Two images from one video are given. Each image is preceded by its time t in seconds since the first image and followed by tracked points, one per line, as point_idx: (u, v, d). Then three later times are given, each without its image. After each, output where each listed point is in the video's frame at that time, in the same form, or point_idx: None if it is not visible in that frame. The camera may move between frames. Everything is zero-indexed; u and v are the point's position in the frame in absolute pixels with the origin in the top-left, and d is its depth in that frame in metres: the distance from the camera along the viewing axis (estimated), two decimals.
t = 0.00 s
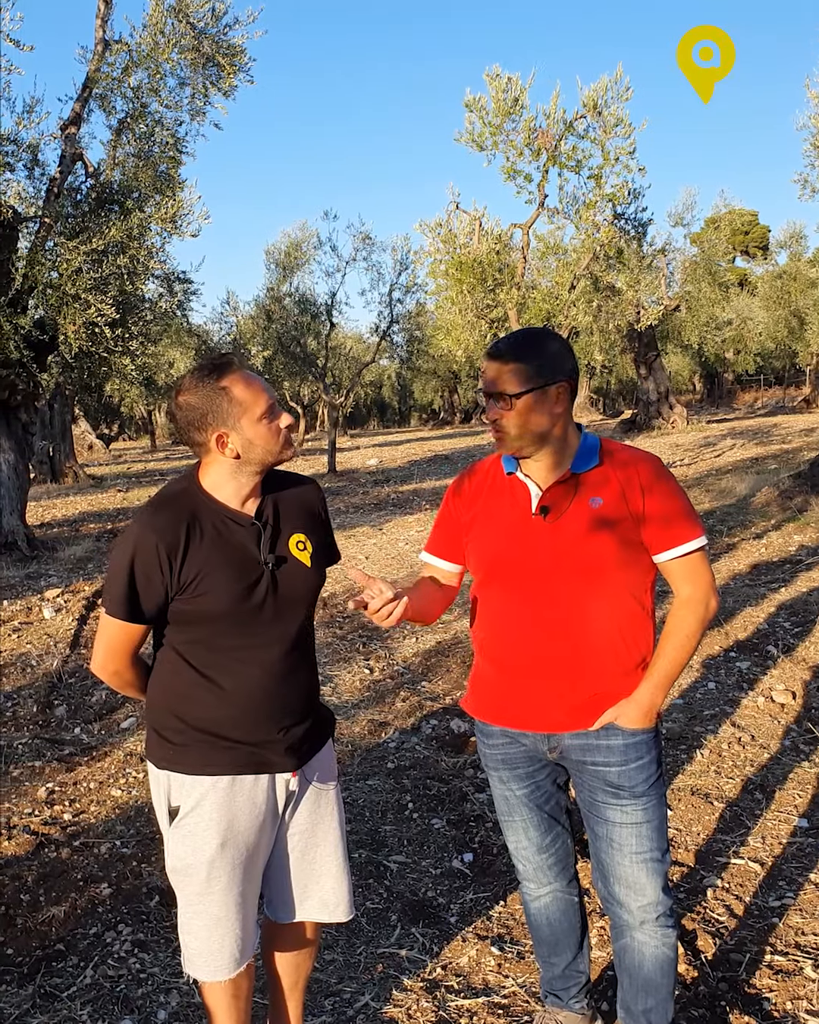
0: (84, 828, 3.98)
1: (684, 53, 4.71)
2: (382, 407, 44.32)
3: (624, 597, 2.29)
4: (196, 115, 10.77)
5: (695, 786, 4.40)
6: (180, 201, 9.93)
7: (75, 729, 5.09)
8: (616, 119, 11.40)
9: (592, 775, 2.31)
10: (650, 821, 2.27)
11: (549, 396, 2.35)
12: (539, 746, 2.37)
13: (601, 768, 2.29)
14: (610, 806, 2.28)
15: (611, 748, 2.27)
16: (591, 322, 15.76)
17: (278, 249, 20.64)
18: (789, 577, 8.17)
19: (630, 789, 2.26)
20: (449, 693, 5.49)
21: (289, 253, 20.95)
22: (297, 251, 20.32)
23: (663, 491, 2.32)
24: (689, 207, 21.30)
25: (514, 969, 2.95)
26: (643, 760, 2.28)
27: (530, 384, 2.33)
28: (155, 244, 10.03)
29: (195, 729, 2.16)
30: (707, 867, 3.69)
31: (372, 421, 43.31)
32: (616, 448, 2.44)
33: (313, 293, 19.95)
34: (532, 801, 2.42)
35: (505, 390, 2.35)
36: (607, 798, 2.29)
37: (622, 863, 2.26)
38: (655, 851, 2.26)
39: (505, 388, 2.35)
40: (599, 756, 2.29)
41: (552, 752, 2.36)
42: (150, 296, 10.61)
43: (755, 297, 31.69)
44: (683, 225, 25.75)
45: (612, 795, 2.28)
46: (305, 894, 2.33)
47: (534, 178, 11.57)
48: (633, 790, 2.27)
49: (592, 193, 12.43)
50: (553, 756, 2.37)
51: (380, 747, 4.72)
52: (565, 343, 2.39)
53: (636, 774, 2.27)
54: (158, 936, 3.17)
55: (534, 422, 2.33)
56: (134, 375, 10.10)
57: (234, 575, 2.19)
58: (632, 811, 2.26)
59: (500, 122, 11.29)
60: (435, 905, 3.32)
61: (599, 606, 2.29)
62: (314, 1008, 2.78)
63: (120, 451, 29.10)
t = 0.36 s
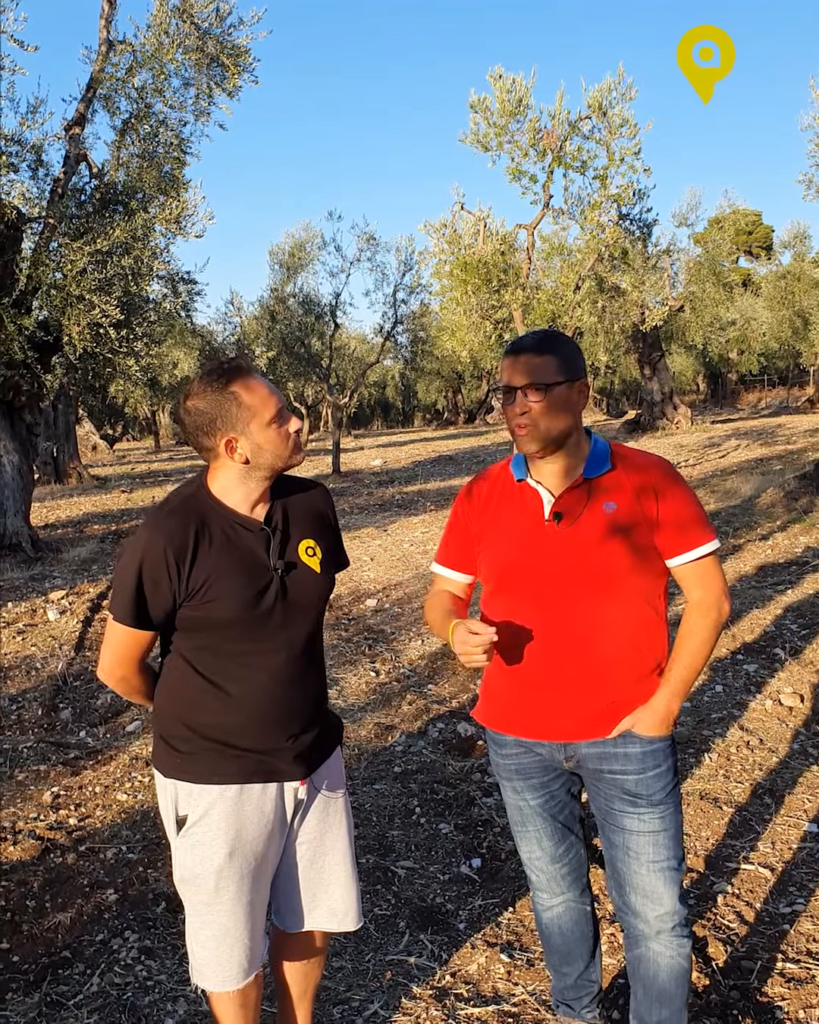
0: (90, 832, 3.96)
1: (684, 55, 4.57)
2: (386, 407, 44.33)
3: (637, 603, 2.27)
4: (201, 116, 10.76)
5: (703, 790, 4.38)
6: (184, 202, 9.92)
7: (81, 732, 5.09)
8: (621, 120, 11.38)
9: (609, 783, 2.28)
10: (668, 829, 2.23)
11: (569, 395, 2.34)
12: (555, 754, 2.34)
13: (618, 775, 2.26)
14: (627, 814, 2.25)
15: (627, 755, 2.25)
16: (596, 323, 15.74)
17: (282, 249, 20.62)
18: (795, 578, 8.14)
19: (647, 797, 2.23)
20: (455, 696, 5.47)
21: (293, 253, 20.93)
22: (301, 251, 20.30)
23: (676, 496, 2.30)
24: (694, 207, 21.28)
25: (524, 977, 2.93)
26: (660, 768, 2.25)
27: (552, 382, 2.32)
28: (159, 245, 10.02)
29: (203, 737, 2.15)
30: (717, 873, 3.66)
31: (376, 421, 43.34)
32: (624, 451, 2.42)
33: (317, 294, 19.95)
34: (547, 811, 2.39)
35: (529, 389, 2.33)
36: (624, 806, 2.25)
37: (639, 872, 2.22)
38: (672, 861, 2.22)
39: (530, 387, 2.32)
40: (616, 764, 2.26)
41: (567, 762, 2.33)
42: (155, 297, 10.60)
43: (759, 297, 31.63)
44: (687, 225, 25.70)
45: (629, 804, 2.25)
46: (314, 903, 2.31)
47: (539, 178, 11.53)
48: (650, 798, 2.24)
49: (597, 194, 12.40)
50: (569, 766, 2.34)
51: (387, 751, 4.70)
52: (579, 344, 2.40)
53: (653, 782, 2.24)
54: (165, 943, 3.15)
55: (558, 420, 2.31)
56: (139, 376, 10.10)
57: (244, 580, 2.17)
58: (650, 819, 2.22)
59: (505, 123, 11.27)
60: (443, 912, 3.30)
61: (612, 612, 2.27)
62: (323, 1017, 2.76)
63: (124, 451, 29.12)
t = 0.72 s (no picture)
0: (92, 837, 3.94)
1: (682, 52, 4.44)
2: (388, 407, 44.31)
3: (648, 606, 2.22)
4: (203, 115, 10.73)
5: (710, 794, 4.34)
6: (186, 202, 9.88)
7: (82, 734, 5.06)
8: (626, 119, 11.32)
9: (627, 788, 2.22)
10: (686, 835, 2.18)
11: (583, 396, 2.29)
12: (574, 763, 2.26)
13: (635, 780, 2.20)
14: (645, 820, 2.18)
15: (650, 760, 2.19)
16: (599, 322, 15.69)
17: (284, 249, 20.59)
18: (800, 580, 8.10)
19: (666, 802, 2.17)
20: (459, 698, 5.44)
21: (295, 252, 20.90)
22: (303, 250, 20.25)
23: (684, 498, 2.28)
24: (697, 207, 21.20)
25: (530, 985, 2.89)
26: (681, 773, 2.20)
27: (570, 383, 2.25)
28: (162, 244, 10.00)
29: (206, 745, 2.11)
30: (725, 878, 3.62)
31: (378, 421, 43.33)
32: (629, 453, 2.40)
33: (320, 293, 19.92)
34: (559, 823, 2.29)
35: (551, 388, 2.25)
36: (643, 812, 2.19)
37: (655, 880, 2.16)
38: (689, 868, 2.17)
39: (554, 386, 2.24)
40: (636, 769, 2.20)
41: (586, 770, 2.25)
42: (157, 297, 10.57)
43: (762, 296, 31.55)
44: (691, 225, 25.63)
45: (648, 809, 2.18)
46: (316, 911, 2.28)
47: (542, 178, 11.49)
48: (670, 804, 2.18)
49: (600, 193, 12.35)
50: (587, 773, 2.26)
51: (391, 754, 4.67)
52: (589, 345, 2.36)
53: (674, 787, 2.19)
54: (168, 949, 3.12)
55: (575, 422, 2.27)
56: (141, 376, 10.08)
57: (247, 584, 2.14)
58: (668, 825, 2.17)
59: (508, 122, 11.23)
60: (448, 918, 3.26)
61: (623, 615, 2.21)
62: None
63: (126, 451, 29.12)
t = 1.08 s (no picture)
0: (89, 843, 3.88)
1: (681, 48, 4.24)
2: (391, 407, 44.23)
3: (664, 610, 2.16)
4: (204, 113, 10.67)
5: (717, 800, 4.27)
6: (186, 200, 9.82)
7: (80, 738, 5.00)
8: (629, 116, 11.24)
9: (642, 797, 2.14)
10: (701, 846, 2.12)
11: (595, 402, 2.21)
12: (589, 775, 2.18)
13: (650, 788, 2.13)
14: (660, 830, 2.11)
15: (669, 768, 2.12)
16: (602, 322, 15.61)
17: (286, 248, 20.52)
18: (806, 581, 8.02)
19: (682, 812, 2.10)
20: (462, 701, 5.37)
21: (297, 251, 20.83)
22: (305, 249, 20.17)
23: (695, 500, 2.24)
24: (699, 206, 21.09)
25: (535, 997, 2.82)
26: (698, 782, 2.14)
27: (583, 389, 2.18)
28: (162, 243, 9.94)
29: (203, 757, 2.05)
30: (733, 886, 3.55)
31: (381, 421, 43.26)
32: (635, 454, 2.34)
33: (322, 293, 19.87)
34: (570, 837, 2.20)
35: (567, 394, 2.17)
36: (658, 822, 2.12)
37: (669, 892, 2.09)
38: (703, 880, 2.10)
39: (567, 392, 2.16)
40: (653, 778, 2.13)
41: (602, 780, 2.17)
42: (157, 296, 10.50)
43: (765, 295, 31.43)
44: (694, 224, 25.54)
45: (663, 819, 2.11)
46: (316, 925, 2.22)
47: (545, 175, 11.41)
48: (687, 813, 2.12)
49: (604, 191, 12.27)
50: (603, 785, 2.18)
51: (393, 758, 4.61)
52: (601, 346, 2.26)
53: (691, 796, 2.12)
54: (165, 959, 3.06)
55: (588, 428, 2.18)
56: (141, 376, 10.02)
57: (246, 590, 2.08)
58: (684, 835, 2.10)
59: (511, 119, 11.15)
60: (451, 928, 3.20)
61: (640, 621, 2.14)
62: None
63: (128, 451, 29.09)
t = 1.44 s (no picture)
0: (86, 848, 3.83)
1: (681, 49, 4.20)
2: (391, 406, 44.18)
3: (689, 621, 2.09)
4: (203, 111, 10.61)
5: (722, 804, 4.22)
6: (186, 199, 9.76)
7: (77, 741, 4.95)
8: (631, 114, 11.18)
9: (656, 816, 2.08)
10: (717, 872, 2.04)
11: (619, 395, 2.17)
12: (601, 789, 2.13)
13: (663, 807, 2.07)
14: (672, 850, 2.05)
15: (684, 786, 2.06)
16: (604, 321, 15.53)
17: (287, 248, 20.47)
18: (810, 581, 7.96)
19: (698, 834, 2.03)
20: (463, 703, 5.32)
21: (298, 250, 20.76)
22: (306, 249, 20.11)
23: (729, 510, 2.15)
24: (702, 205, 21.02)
25: (538, 1008, 2.77)
26: (715, 802, 2.07)
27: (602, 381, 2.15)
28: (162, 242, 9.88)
29: (198, 769, 1.99)
30: (740, 893, 3.50)
31: (382, 421, 43.19)
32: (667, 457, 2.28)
33: (323, 292, 19.83)
34: (582, 852, 2.15)
35: (580, 386, 2.15)
36: (671, 843, 2.05)
37: (678, 916, 2.02)
38: (717, 906, 2.03)
39: (577, 384, 2.15)
40: (668, 796, 2.07)
41: (614, 796, 2.12)
42: (157, 295, 10.44)
43: (766, 294, 31.34)
44: (695, 223, 25.48)
45: (676, 841, 2.05)
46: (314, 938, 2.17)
47: (547, 173, 11.34)
48: (701, 835, 2.05)
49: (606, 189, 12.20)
50: (615, 800, 2.13)
51: (394, 762, 4.56)
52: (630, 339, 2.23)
53: (706, 817, 2.05)
54: (161, 968, 3.01)
55: (606, 422, 2.16)
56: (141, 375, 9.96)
57: (243, 596, 2.03)
58: (697, 860, 2.02)
59: (512, 117, 11.09)
60: (452, 935, 3.14)
61: (662, 631, 2.08)
62: None
63: (128, 451, 29.04)
